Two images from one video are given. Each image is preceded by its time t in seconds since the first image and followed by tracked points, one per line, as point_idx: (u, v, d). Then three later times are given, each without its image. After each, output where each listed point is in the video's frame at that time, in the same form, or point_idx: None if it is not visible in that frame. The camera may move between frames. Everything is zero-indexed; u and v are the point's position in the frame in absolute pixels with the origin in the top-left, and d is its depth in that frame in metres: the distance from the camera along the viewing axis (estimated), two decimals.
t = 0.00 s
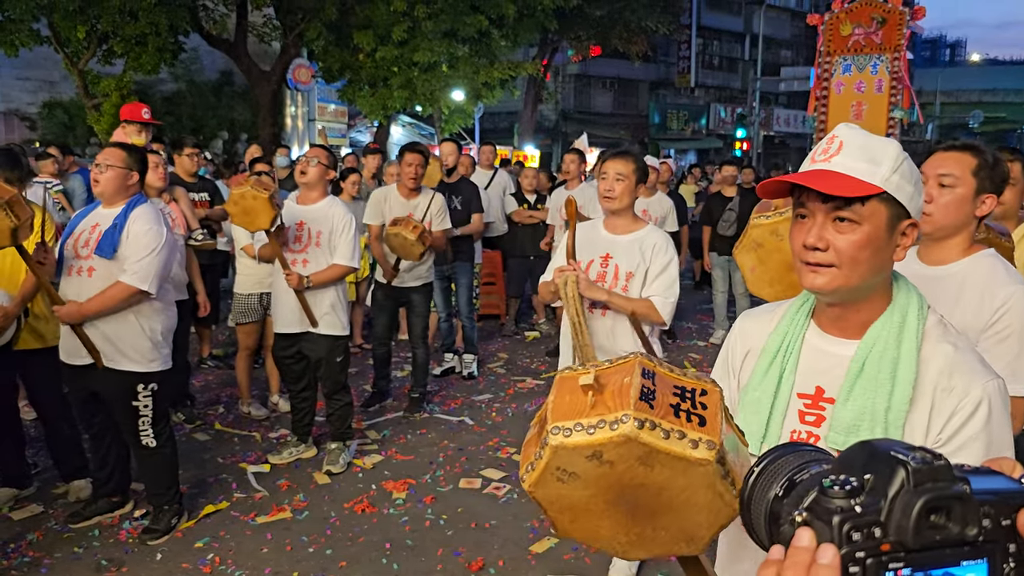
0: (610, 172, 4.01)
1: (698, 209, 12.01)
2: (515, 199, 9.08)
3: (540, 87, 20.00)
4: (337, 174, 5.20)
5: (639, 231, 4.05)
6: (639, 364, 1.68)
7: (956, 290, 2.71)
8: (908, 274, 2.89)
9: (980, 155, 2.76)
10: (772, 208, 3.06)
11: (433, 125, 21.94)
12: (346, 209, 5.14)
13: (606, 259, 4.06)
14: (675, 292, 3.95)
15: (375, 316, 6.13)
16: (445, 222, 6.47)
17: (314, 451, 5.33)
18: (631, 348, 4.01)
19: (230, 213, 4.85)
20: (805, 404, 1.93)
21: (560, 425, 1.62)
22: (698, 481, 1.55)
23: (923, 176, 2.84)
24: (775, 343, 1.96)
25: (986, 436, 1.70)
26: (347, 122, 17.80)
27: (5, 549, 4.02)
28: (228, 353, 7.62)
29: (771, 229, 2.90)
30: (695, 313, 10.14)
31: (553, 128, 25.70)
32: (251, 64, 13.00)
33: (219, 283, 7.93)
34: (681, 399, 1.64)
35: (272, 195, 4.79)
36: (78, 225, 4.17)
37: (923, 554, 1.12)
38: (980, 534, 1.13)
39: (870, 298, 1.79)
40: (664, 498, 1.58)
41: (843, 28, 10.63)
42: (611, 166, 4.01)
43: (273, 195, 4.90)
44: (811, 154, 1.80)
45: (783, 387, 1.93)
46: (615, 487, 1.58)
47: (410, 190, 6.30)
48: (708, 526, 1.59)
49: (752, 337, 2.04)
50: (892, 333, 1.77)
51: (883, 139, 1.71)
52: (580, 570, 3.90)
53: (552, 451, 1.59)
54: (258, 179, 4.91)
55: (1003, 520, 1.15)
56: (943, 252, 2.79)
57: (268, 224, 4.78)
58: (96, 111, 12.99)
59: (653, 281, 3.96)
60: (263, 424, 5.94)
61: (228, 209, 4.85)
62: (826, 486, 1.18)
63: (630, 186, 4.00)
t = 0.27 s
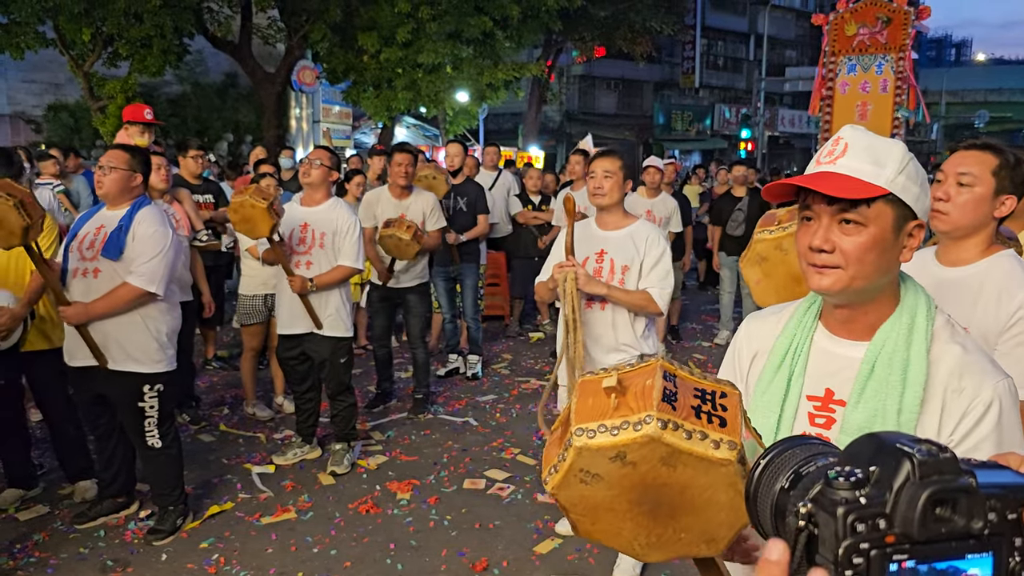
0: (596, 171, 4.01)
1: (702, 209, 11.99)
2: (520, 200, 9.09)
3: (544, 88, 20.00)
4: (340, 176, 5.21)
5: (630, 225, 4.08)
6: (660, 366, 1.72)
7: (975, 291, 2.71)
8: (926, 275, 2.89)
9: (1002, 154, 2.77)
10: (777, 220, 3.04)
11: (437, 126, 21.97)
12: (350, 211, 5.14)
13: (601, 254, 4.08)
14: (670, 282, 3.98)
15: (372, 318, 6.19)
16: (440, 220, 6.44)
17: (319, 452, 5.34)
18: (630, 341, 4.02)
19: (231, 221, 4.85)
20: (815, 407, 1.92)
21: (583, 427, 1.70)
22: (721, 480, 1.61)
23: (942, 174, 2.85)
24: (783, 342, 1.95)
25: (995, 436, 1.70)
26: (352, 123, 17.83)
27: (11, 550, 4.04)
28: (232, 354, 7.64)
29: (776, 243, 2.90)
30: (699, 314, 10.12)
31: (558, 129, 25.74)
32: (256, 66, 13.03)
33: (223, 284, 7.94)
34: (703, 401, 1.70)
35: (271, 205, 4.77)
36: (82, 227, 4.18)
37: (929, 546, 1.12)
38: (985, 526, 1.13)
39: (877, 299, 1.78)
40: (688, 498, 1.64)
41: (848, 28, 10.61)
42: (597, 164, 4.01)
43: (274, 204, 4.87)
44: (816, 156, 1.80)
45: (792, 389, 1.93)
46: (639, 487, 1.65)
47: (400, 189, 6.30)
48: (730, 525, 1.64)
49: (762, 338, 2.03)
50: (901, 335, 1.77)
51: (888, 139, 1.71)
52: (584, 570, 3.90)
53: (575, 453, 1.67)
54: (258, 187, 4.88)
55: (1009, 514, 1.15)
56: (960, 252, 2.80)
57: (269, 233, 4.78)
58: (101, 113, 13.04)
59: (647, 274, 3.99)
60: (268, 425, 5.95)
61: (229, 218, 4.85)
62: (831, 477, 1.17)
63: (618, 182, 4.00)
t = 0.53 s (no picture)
0: (587, 171, 4.00)
1: (707, 209, 11.96)
2: (525, 199, 9.09)
3: (549, 87, 19.97)
4: (344, 175, 5.21)
5: (622, 222, 4.09)
6: (648, 387, 1.77)
7: (986, 292, 2.70)
8: (936, 275, 2.88)
9: (1013, 154, 2.76)
10: (772, 229, 3.02)
11: (442, 126, 21.98)
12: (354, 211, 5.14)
13: (598, 251, 4.07)
14: (667, 274, 3.99)
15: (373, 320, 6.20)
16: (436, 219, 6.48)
17: (324, 451, 5.34)
18: (632, 334, 4.01)
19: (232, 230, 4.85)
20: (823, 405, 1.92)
21: (570, 449, 1.71)
22: (709, 503, 1.63)
23: (952, 174, 2.84)
24: (791, 342, 1.95)
25: (1003, 437, 1.69)
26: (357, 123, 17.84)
27: (18, 549, 4.05)
28: (238, 354, 7.65)
29: (773, 253, 2.88)
30: (705, 313, 10.10)
31: (563, 129, 25.75)
32: (261, 66, 13.06)
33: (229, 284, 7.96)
34: (689, 423, 1.72)
35: (273, 210, 4.78)
36: (87, 228, 4.19)
37: (931, 540, 1.11)
38: (987, 521, 1.13)
39: (887, 297, 1.77)
40: (677, 518, 1.65)
41: (854, 27, 10.58)
42: (588, 165, 4.00)
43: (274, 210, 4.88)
44: (825, 154, 1.79)
45: (800, 388, 1.92)
46: (627, 509, 1.66)
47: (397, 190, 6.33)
48: (721, 543, 1.67)
49: (770, 339, 2.02)
50: (909, 335, 1.76)
51: (899, 139, 1.70)
52: (588, 570, 3.90)
53: (562, 473, 1.68)
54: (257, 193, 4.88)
55: (1012, 508, 1.14)
56: (970, 252, 2.79)
57: (271, 238, 4.78)
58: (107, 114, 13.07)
59: (644, 268, 3.99)
60: (273, 425, 5.96)
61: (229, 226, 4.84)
62: (833, 469, 1.17)
63: (609, 180, 3.99)
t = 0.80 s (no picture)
0: (587, 170, 3.98)
1: (710, 208, 11.95)
2: (528, 199, 9.10)
3: (551, 87, 19.96)
4: (346, 175, 5.21)
5: (621, 219, 4.08)
6: (623, 382, 1.96)
7: (990, 291, 2.69)
8: (939, 272, 2.87)
9: (1016, 152, 2.76)
10: (773, 232, 3.02)
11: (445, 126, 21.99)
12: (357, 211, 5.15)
13: (599, 247, 4.08)
14: (666, 270, 3.98)
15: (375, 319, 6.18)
16: (435, 219, 6.41)
17: (327, 451, 5.35)
18: (634, 328, 4.00)
19: (237, 230, 4.85)
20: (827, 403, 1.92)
21: (547, 444, 1.85)
22: (681, 496, 1.75)
23: (956, 173, 2.85)
24: (798, 340, 1.95)
25: (1008, 440, 1.68)
26: (359, 123, 17.84)
27: (22, 549, 4.06)
28: (241, 354, 7.66)
29: (773, 256, 2.88)
30: (708, 313, 10.09)
31: (565, 128, 25.78)
32: (264, 66, 13.08)
33: (233, 285, 7.97)
34: (662, 417, 1.87)
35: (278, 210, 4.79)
36: (90, 228, 4.19)
37: (931, 548, 1.11)
38: (987, 527, 1.13)
39: (894, 297, 1.77)
40: (652, 510, 1.79)
41: (856, 26, 10.56)
42: (587, 164, 3.97)
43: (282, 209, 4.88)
44: (833, 153, 1.80)
45: (805, 386, 1.92)
46: (604, 500, 1.80)
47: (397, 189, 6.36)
48: (695, 535, 1.80)
49: (776, 336, 2.02)
50: (916, 336, 1.76)
51: (907, 138, 1.71)
52: (591, 570, 3.90)
53: (540, 468, 1.82)
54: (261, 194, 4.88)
55: (1013, 514, 1.14)
56: (973, 251, 2.79)
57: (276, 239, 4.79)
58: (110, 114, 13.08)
59: (644, 263, 3.99)
60: (276, 425, 5.97)
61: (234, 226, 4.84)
62: (832, 478, 1.17)
63: (608, 178, 3.98)
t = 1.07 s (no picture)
0: (600, 167, 3.96)
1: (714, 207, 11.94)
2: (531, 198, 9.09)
3: (554, 87, 19.94)
4: (349, 175, 5.21)
5: (634, 217, 4.06)
6: (613, 382, 1.99)
7: (991, 287, 2.68)
8: (941, 272, 2.86)
9: (1014, 150, 2.75)
10: (784, 225, 3.01)
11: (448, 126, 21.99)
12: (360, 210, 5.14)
13: (608, 245, 4.07)
14: (674, 270, 3.96)
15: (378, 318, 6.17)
16: (439, 217, 6.45)
17: (330, 450, 5.35)
18: (641, 327, 3.99)
19: (244, 228, 4.85)
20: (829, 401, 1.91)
21: (536, 441, 1.88)
22: (666, 497, 1.77)
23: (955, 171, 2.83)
24: (803, 339, 1.94)
25: (1009, 442, 1.66)
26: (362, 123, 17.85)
27: (26, 547, 4.07)
28: (244, 353, 7.66)
29: (784, 249, 2.87)
30: (711, 312, 10.08)
31: (568, 127, 25.80)
32: (267, 66, 13.09)
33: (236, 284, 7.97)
34: (651, 419, 1.89)
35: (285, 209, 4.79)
36: (94, 228, 4.19)
37: (935, 543, 1.10)
38: (992, 523, 1.11)
39: (899, 294, 1.76)
40: (639, 510, 1.80)
41: (860, 24, 10.52)
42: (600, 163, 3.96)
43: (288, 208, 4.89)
44: (840, 150, 1.78)
45: (808, 385, 1.91)
46: (591, 499, 1.81)
47: (398, 187, 6.35)
48: (683, 537, 1.81)
49: (783, 334, 2.02)
50: (918, 335, 1.75)
51: (914, 136, 1.69)
52: (595, 568, 3.90)
53: (529, 464, 1.84)
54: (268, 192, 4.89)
55: (1017, 510, 1.12)
56: (974, 249, 2.78)
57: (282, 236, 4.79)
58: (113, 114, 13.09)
59: (652, 261, 3.98)
60: (279, 424, 5.97)
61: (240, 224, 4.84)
62: (836, 473, 1.16)
63: (621, 177, 3.96)
